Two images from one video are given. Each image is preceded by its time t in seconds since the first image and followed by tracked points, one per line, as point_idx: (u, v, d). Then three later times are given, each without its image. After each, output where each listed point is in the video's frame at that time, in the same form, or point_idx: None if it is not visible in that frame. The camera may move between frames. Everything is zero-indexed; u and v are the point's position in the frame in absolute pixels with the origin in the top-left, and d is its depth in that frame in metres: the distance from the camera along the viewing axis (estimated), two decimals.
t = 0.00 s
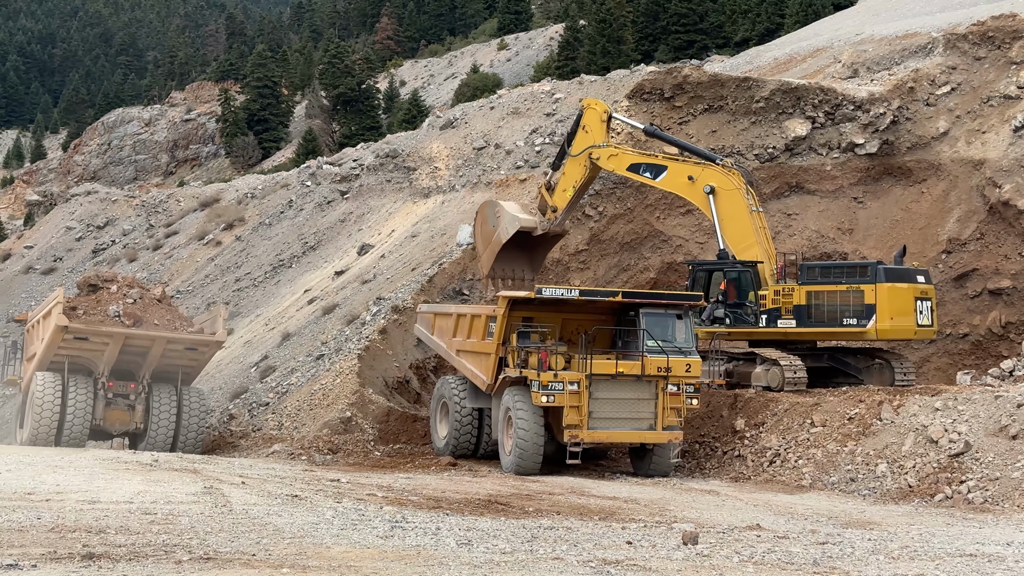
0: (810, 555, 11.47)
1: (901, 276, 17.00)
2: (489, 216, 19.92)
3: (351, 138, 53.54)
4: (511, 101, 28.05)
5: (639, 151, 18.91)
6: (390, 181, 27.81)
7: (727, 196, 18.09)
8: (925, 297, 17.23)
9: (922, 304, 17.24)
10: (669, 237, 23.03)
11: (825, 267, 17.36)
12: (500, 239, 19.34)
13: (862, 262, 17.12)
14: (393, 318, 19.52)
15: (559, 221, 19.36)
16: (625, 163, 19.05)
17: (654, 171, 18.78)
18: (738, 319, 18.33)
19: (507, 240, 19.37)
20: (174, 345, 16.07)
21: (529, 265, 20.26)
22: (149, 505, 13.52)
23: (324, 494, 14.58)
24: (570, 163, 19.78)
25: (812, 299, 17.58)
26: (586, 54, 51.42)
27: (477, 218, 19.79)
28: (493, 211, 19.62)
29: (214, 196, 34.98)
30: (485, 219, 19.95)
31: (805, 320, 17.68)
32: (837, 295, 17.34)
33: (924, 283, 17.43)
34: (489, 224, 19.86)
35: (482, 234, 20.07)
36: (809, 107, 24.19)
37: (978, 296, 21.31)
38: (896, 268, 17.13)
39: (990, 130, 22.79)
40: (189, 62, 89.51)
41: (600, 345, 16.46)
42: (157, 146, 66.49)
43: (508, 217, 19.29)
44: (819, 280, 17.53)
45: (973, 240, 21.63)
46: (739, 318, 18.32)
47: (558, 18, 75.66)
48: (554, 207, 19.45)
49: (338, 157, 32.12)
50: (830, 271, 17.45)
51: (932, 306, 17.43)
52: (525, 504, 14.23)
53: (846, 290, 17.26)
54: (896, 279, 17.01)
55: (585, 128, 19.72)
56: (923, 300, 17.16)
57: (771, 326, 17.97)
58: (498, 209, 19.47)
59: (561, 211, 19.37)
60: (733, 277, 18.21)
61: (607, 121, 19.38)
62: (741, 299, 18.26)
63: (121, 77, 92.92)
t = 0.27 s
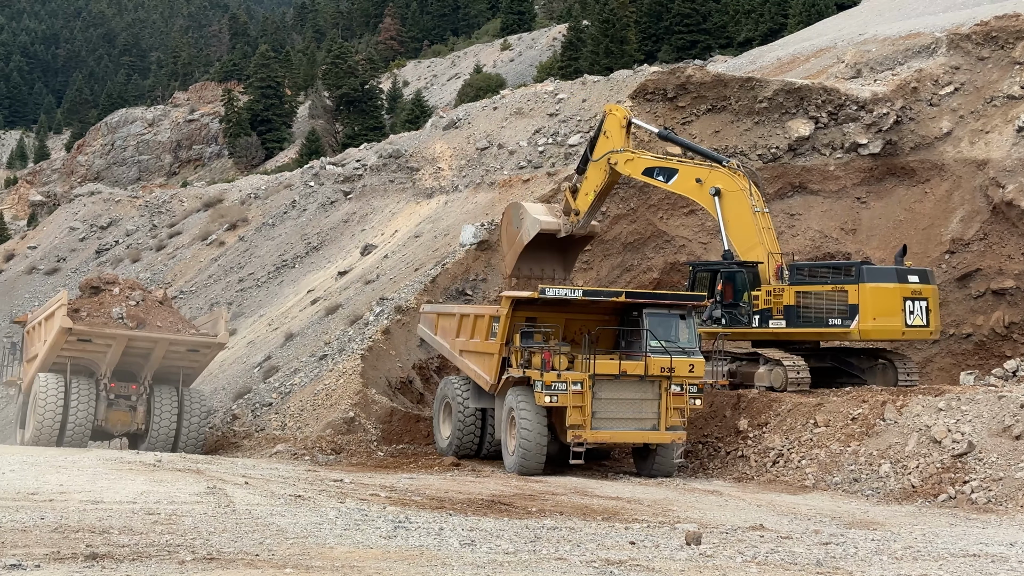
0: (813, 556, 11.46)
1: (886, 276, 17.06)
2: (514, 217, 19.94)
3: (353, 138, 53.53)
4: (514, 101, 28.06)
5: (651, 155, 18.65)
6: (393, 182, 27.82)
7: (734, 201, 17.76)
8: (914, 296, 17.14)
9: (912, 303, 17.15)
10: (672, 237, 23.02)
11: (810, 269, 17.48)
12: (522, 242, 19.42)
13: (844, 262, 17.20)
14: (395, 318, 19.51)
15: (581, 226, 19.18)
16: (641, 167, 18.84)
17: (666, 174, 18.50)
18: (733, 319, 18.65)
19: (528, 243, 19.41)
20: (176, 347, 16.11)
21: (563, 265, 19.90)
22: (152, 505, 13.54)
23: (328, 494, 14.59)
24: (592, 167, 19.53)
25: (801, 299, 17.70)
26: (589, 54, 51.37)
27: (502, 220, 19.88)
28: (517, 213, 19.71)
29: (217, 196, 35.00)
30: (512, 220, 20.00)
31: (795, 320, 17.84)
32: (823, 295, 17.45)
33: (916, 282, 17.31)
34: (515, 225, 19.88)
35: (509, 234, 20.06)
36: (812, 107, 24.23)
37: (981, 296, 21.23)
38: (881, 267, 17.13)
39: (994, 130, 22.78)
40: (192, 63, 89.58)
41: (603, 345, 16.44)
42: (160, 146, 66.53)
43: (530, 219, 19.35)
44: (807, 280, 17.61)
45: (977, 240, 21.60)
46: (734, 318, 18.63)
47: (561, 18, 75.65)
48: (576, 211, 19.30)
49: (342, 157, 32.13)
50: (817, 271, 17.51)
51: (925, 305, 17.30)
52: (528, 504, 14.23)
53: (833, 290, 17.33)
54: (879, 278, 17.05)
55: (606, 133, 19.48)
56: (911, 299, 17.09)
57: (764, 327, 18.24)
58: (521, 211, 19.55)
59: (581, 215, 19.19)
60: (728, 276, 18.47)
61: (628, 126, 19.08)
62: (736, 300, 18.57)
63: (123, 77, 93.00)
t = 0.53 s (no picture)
0: (815, 556, 11.46)
1: (869, 276, 16.87)
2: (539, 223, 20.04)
3: (356, 139, 53.52)
4: (516, 101, 28.06)
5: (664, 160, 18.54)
6: (395, 182, 27.83)
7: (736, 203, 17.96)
8: (901, 297, 16.86)
9: (899, 303, 16.87)
10: (675, 237, 23.04)
11: (794, 269, 17.43)
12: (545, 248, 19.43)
13: (826, 262, 17.09)
14: (398, 319, 19.51)
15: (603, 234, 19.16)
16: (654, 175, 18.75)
17: (679, 182, 18.43)
18: (730, 320, 18.73)
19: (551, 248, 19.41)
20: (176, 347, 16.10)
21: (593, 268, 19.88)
22: (155, 505, 13.55)
23: (330, 495, 14.59)
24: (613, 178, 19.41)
25: (790, 299, 17.66)
26: (590, 54, 51.31)
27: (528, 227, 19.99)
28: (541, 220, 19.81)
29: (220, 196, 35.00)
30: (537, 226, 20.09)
31: (785, 320, 17.81)
32: (809, 295, 17.38)
33: (905, 282, 17.00)
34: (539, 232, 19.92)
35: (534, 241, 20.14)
36: (814, 107, 24.27)
37: (984, 297, 21.18)
38: (865, 267, 16.94)
39: (996, 130, 22.77)
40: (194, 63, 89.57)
41: (605, 345, 16.41)
42: (162, 147, 66.57)
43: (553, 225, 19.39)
44: (795, 280, 17.53)
45: (979, 241, 21.59)
46: (731, 319, 18.70)
47: (563, 18, 75.63)
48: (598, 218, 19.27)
49: (344, 157, 32.12)
50: (804, 271, 17.41)
51: (916, 306, 16.98)
52: (531, 505, 14.23)
53: (817, 291, 17.25)
54: (862, 279, 16.89)
55: (626, 145, 19.37)
56: (896, 300, 16.82)
57: (756, 327, 18.25)
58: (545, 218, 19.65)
59: (603, 224, 19.12)
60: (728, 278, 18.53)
61: (648, 139, 18.97)
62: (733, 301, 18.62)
63: (125, 78, 93.06)
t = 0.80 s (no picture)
0: (817, 556, 11.45)
1: (854, 276, 16.96)
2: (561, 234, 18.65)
3: (357, 139, 53.50)
4: (517, 101, 28.06)
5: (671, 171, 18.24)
6: (396, 182, 27.83)
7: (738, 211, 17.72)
8: (887, 296, 16.93)
9: (885, 303, 16.95)
10: (676, 237, 23.05)
11: (780, 270, 17.41)
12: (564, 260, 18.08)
13: (811, 263, 17.11)
14: (399, 319, 19.51)
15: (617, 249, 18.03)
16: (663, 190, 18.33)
17: (685, 194, 18.12)
18: (726, 320, 18.72)
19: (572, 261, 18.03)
20: (172, 348, 16.07)
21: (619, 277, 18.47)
22: (156, 506, 13.55)
23: (331, 495, 14.58)
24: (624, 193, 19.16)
25: (777, 300, 17.71)
26: (591, 54, 51.27)
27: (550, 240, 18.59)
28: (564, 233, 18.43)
29: (221, 196, 35.02)
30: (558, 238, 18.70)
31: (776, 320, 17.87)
32: (795, 296, 17.41)
33: (892, 281, 17.05)
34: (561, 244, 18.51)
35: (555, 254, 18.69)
36: (815, 108, 24.23)
37: (985, 297, 21.18)
38: (850, 268, 16.98)
39: (998, 130, 22.76)
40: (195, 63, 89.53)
41: (606, 345, 16.40)
42: (163, 147, 66.58)
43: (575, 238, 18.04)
44: (781, 281, 17.56)
45: (980, 241, 21.58)
46: (727, 319, 18.71)
47: (565, 18, 75.62)
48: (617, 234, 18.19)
49: (345, 157, 32.11)
50: (789, 272, 17.45)
51: (902, 305, 17.05)
52: (532, 505, 14.23)
53: (802, 292, 17.29)
54: (847, 279, 16.95)
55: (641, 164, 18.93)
56: (881, 300, 16.90)
57: (750, 327, 18.26)
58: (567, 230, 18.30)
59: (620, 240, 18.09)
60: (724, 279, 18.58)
61: (662, 157, 18.58)
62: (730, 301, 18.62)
63: (127, 78, 93.09)
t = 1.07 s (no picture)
0: (817, 556, 11.46)
1: (840, 276, 16.72)
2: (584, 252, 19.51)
3: (357, 139, 53.46)
4: (517, 101, 28.06)
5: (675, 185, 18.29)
6: (396, 182, 27.83)
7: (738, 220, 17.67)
8: (874, 296, 16.69)
9: (872, 303, 16.72)
10: (676, 237, 23.05)
11: (769, 270, 17.27)
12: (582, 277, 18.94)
13: (796, 262, 16.95)
14: (399, 319, 19.51)
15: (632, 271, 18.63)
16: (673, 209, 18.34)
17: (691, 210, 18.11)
18: (723, 320, 18.66)
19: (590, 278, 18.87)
20: (166, 349, 16.14)
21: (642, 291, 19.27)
22: (156, 506, 13.54)
23: (331, 495, 14.59)
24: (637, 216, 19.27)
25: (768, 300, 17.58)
26: (591, 54, 51.23)
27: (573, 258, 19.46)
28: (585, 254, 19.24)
29: (221, 197, 35.03)
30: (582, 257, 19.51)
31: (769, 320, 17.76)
32: (783, 295, 17.28)
33: (880, 282, 16.81)
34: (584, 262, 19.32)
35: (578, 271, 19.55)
36: (815, 107, 24.26)
37: (985, 297, 21.14)
38: (836, 268, 16.77)
39: (997, 130, 22.77)
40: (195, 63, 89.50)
41: (606, 345, 16.39)
42: (163, 147, 66.57)
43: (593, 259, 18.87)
44: (771, 281, 17.42)
45: (980, 241, 21.58)
46: (725, 319, 18.65)
47: (565, 18, 75.65)
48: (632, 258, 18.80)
49: (345, 157, 32.10)
50: (778, 272, 17.30)
51: (891, 305, 16.82)
52: (532, 505, 14.24)
53: (790, 292, 17.13)
54: (833, 279, 16.71)
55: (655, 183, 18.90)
56: (868, 300, 16.68)
57: (744, 327, 18.17)
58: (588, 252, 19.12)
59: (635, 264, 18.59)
60: (724, 280, 18.63)
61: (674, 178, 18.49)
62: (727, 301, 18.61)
63: (126, 78, 93.07)
